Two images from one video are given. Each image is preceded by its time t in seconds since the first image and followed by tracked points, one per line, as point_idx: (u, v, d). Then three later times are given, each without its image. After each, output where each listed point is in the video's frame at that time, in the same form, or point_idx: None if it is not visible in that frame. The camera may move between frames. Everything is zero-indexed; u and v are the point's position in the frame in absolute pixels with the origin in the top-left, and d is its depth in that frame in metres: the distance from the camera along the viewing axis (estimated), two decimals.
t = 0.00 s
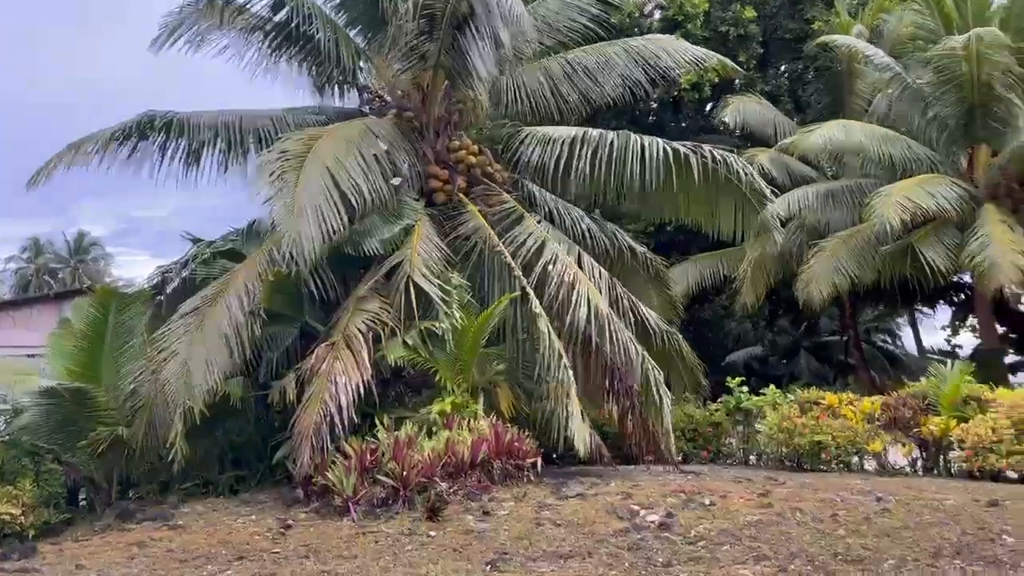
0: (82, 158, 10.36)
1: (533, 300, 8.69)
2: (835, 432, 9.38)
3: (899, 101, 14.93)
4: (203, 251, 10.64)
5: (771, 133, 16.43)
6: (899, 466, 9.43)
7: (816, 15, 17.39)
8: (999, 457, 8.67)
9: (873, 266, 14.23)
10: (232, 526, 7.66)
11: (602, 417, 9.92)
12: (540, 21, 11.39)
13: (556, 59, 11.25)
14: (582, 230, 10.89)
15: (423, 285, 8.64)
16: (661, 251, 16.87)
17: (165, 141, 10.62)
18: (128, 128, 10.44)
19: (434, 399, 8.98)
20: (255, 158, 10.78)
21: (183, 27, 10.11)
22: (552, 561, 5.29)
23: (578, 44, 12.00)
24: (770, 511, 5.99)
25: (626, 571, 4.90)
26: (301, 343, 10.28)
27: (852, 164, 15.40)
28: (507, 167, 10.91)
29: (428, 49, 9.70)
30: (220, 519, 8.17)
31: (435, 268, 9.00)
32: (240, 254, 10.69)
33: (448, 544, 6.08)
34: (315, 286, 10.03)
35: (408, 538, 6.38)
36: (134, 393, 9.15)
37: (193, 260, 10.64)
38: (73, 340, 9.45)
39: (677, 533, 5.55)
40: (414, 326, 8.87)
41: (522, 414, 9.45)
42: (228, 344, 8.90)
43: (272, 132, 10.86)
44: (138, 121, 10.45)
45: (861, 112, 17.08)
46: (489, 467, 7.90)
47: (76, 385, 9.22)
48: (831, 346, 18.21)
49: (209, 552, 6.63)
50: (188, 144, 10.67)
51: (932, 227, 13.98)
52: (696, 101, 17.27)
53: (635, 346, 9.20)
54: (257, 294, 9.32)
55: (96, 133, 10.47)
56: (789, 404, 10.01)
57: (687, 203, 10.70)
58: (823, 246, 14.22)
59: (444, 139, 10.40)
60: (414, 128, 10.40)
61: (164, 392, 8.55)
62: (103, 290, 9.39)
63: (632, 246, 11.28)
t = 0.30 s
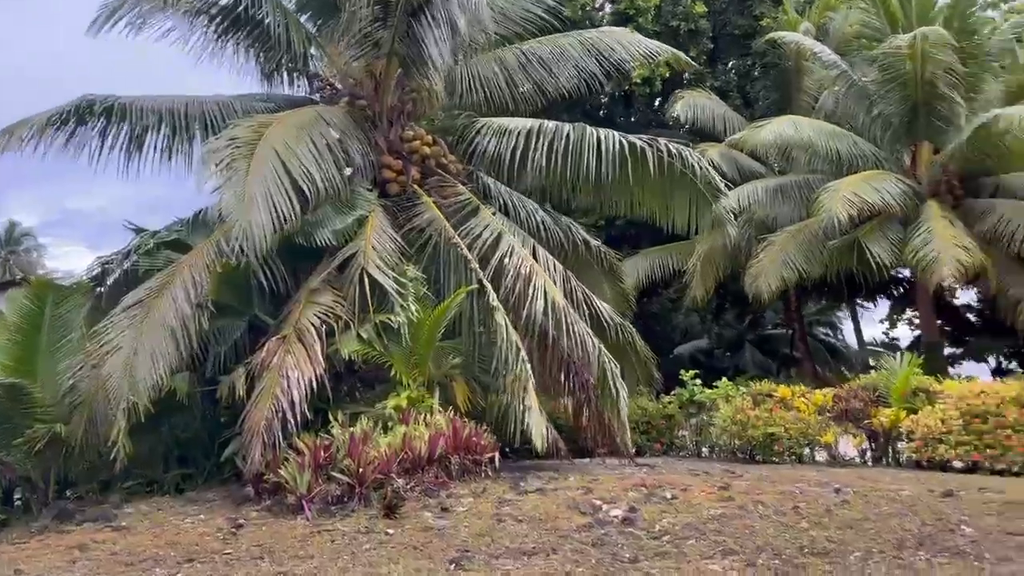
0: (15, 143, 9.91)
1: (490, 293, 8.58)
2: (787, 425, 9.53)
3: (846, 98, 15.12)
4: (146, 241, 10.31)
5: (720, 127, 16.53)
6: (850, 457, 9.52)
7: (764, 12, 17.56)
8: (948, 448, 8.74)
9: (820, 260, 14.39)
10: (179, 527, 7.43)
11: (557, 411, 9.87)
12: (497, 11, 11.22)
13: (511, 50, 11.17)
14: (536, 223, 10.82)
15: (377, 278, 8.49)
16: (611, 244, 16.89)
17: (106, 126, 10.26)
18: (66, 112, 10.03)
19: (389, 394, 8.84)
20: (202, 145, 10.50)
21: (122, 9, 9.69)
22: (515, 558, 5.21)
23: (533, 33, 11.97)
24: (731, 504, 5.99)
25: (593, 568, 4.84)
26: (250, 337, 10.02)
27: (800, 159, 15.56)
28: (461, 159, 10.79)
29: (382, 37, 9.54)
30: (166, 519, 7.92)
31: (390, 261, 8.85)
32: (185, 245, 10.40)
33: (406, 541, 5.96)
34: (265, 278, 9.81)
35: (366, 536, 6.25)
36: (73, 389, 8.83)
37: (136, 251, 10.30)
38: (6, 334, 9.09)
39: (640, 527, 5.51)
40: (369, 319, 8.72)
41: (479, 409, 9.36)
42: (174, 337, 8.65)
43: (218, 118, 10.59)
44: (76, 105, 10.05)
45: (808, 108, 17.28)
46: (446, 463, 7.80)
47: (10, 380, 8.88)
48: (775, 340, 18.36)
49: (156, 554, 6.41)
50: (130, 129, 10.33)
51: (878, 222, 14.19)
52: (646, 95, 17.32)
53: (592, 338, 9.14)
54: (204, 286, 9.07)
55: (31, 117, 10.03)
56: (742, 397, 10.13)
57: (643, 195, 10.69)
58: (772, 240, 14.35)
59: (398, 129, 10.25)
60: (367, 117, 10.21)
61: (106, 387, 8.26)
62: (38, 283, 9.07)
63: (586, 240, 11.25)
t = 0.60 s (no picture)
0: None
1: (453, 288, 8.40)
2: (746, 424, 9.61)
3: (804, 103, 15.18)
4: (95, 227, 9.99)
5: (680, 129, 16.51)
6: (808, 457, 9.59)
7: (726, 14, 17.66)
8: (906, 449, 8.76)
9: (778, 262, 14.46)
10: (127, 524, 7.16)
11: (518, 408, 9.75)
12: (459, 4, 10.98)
13: (476, 42, 11.01)
14: (498, 219, 10.71)
15: (337, 270, 8.28)
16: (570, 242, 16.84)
17: (53, 107, 9.91)
18: (12, 92, 9.70)
19: (348, 389, 8.68)
20: (154, 129, 10.20)
21: None
22: (480, 558, 5.07)
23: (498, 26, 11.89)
24: (698, 504, 5.93)
25: (563, 568, 4.73)
26: (203, 328, 9.75)
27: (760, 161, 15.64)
28: (425, 152, 10.70)
29: (345, 24, 9.35)
30: (113, 516, 7.64)
31: (350, 253, 8.64)
32: (136, 232, 10.07)
33: (366, 541, 5.79)
34: (220, 268, 9.56)
35: (324, 535, 6.07)
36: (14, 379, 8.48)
37: (84, 237, 9.99)
38: None
39: (608, 527, 5.41)
40: (328, 312, 8.54)
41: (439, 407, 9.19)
42: (123, 327, 8.37)
43: (173, 101, 10.28)
44: (23, 85, 9.72)
45: (768, 111, 17.14)
46: (407, 460, 7.67)
47: None
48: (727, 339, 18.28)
49: (103, 553, 6.16)
50: (80, 111, 10.00)
51: (835, 224, 14.29)
52: (608, 94, 17.32)
53: (555, 335, 9.01)
54: (156, 274, 8.80)
55: None
56: (702, 395, 10.19)
57: (606, 192, 10.62)
58: (730, 241, 14.40)
59: (360, 119, 10.07)
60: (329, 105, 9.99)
61: (49, 378, 7.94)
62: None
63: (548, 237, 11.17)
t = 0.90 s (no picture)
0: None
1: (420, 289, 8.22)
2: (711, 431, 9.54)
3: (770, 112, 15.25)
4: (47, 217, 9.66)
5: (646, 135, 16.50)
6: (772, 464, 9.61)
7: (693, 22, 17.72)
8: (872, 458, 8.75)
9: (741, 270, 14.47)
10: (76, 528, 6.87)
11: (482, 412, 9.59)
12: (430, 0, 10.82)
13: (446, 40, 10.87)
14: (465, 219, 10.55)
15: (301, 267, 8.06)
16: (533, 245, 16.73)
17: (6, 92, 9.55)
18: None
19: (310, 389, 8.47)
20: (113, 117, 9.91)
21: None
22: (449, 568, 4.91)
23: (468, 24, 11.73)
24: (671, 512, 5.83)
25: None
26: (159, 323, 9.46)
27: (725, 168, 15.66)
28: (392, 149, 10.51)
29: (314, 16, 9.12)
30: (60, 519, 7.33)
31: (315, 250, 8.42)
32: (90, 222, 9.78)
33: (330, 547, 5.60)
34: (179, 263, 9.28)
35: (285, 540, 5.87)
36: None
37: (36, 226, 9.65)
38: None
39: (581, 536, 5.29)
40: (291, 310, 8.31)
41: (401, 409, 8.99)
42: (76, 321, 8.06)
43: (132, 89, 10.01)
44: None
45: (732, 120, 17.22)
46: (370, 465, 7.49)
47: None
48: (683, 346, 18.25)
49: (49, 559, 5.89)
50: (34, 96, 9.64)
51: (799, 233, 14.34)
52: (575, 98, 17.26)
53: (523, 338, 8.87)
54: (112, 267, 8.51)
55: None
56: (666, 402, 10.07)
57: (575, 195, 10.52)
58: (695, 248, 14.38)
59: (326, 114, 9.86)
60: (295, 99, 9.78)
61: None
62: None
63: (515, 239, 11.04)
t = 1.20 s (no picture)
0: None
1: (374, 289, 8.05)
2: (665, 436, 9.56)
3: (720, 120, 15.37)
4: None
5: (598, 140, 16.50)
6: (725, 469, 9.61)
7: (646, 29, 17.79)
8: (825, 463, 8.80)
9: (691, 276, 14.53)
10: (11, 535, 6.57)
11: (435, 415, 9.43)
12: None
13: (401, 38, 10.72)
14: (418, 220, 10.39)
15: (252, 265, 7.83)
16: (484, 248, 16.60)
17: None
18: None
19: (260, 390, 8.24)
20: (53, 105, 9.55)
21: None
22: None
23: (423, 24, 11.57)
24: (632, 518, 5.75)
25: None
26: (100, 323, 9.12)
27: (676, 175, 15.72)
28: (345, 148, 10.31)
29: (268, 9, 8.91)
30: None
31: (266, 248, 8.20)
32: (27, 215, 9.40)
33: (282, 555, 5.41)
34: (122, 260, 8.97)
35: (235, 548, 5.67)
36: None
37: None
38: None
39: (543, 543, 5.18)
40: (241, 309, 8.08)
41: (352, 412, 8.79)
42: (12, 319, 7.73)
43: (74, 78, 9.66)
44: None
45: (683, 126, 17.33)
46: (322, 469, 7.30)
47: None
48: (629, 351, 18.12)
49: None
50: None
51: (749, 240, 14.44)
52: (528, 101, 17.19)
53: (479, 341, 8.74)
54: (51, 263, 8.18)
55: None
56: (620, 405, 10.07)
57: (530, 197, 10.43)
58: (646, 253, 14.40)
59: (278, 109, 9.62)
60: (246, 93, 9.54)
61: None
62: None
63: (469, 241, 10.92)
